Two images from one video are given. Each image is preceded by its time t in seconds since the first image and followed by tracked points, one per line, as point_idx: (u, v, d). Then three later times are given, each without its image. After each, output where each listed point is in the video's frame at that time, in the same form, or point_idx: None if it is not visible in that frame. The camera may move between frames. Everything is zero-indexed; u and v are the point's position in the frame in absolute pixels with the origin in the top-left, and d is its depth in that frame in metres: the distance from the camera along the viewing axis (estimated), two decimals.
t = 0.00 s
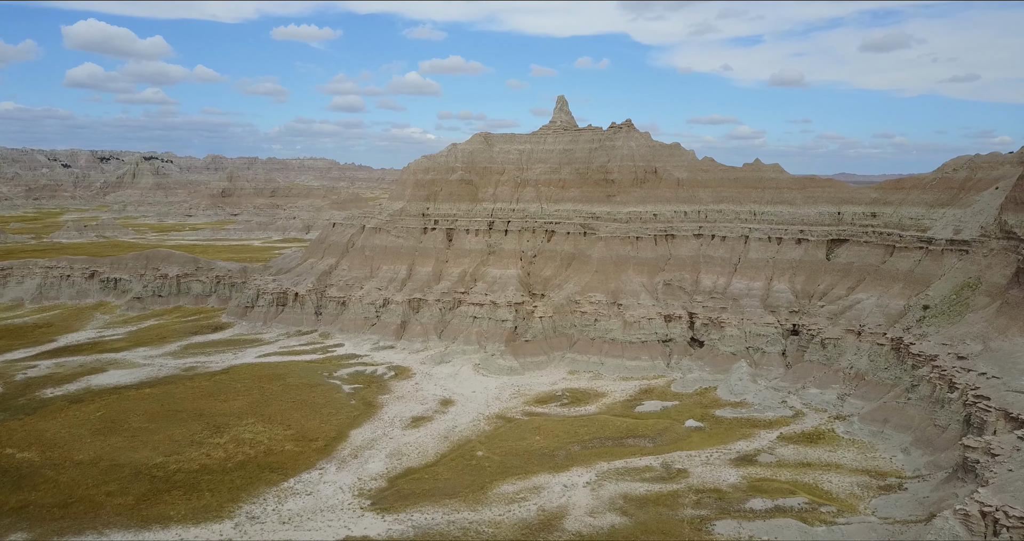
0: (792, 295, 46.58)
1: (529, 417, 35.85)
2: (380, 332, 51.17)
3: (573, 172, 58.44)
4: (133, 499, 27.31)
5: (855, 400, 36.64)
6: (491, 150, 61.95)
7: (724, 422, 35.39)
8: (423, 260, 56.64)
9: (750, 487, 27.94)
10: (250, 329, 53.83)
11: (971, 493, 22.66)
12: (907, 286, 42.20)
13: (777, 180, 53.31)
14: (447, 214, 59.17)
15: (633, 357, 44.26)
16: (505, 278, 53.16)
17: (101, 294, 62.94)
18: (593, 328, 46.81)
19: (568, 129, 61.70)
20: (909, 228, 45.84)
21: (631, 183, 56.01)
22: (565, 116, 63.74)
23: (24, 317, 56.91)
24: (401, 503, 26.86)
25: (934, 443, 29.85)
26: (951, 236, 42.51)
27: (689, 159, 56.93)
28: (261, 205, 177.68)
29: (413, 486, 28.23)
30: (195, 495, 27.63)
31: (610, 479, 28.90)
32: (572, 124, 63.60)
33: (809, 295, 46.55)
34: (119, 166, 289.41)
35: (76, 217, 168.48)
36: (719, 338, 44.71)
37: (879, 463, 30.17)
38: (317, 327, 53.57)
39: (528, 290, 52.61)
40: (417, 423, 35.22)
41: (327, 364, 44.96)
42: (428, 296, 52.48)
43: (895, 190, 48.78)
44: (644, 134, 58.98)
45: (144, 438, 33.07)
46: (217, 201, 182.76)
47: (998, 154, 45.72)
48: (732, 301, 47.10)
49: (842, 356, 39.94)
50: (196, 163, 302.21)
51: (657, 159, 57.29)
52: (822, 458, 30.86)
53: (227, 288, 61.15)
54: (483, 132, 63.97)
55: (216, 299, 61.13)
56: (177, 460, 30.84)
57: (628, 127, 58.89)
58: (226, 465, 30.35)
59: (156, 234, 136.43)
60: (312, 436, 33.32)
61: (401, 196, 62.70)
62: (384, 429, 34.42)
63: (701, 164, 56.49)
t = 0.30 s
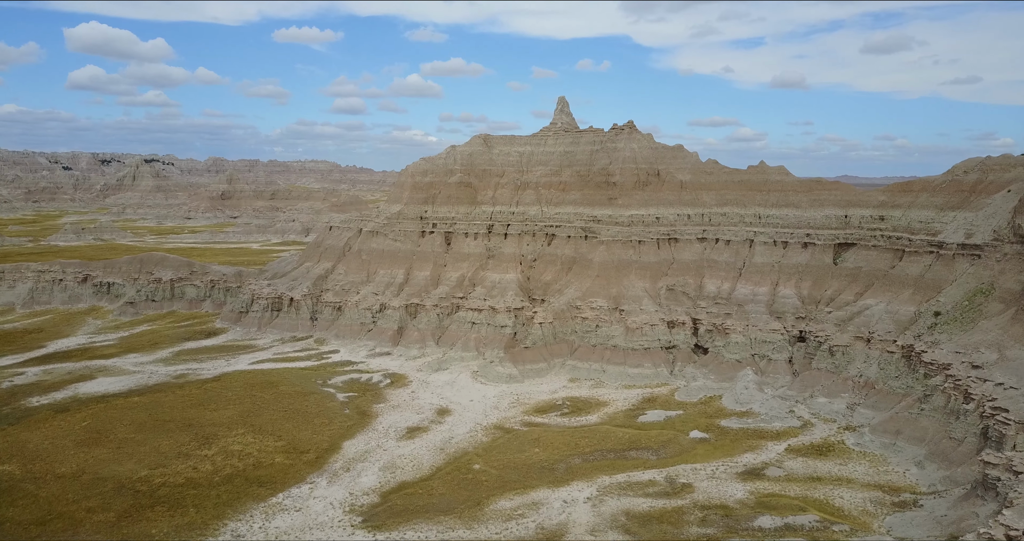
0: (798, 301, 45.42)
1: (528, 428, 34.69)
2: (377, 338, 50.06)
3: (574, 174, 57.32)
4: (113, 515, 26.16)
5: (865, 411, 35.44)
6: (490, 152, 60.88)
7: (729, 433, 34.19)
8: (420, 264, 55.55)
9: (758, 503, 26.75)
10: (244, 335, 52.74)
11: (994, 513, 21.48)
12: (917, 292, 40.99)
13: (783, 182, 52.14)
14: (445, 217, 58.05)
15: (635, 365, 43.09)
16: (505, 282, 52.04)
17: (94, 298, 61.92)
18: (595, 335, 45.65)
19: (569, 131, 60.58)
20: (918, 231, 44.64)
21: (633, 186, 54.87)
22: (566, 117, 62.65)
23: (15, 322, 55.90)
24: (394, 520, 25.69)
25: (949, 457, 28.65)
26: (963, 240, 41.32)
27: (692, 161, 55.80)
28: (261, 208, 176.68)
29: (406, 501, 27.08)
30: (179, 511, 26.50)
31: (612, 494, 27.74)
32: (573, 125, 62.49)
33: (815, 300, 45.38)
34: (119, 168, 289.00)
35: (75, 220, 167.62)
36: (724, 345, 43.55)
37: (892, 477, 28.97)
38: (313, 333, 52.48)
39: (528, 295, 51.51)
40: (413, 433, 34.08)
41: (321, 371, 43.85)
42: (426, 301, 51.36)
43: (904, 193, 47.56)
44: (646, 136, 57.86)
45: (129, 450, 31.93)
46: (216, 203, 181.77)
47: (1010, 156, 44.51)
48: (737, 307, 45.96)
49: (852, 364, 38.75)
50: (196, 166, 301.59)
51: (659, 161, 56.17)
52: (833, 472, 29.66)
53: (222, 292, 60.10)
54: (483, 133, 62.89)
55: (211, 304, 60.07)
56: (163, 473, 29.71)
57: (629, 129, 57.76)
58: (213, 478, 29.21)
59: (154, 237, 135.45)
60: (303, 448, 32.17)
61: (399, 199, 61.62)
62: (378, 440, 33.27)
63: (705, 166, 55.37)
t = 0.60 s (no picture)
0: (805, 306, 44.29)
1: (527, 439, 33.55)
2: (373, 344, 48.95)
3: (574, 176, 56.21)
4: (92, 533, 25.04)
5: (877, 421, 34.23)
6: (489, 154, 59.78)
7: (735, 444, 33.02)
8: (418, 268, 54.45)
9: (767, 520, 25.57)
10: (237, 341, 51.64)
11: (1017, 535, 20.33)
12: (928, 297, 39.80)
13: (788, 184, 51.01)
14: (443, 220, 56.95)
15: (637, 373, 41.91)
16: (504, 287, 50.93)
17: (86, 303, 60.84)
18: (596, 341, 44.53)
19: (569, 132, 59.46)
20: (928, 235, 43.47)
21: (635, 188, 53.72)
22: (566, 118, 61.56)
23: (4, 327, 54.83)
24: (385, 538, 24.54)
25: (966, 471, 27.48)
26: (974, 244, 40.13)
27: (695, 163, 54.69)
28: (260, 210, 175.64)
29: (399, 518, 25.94)
30: (162, 528, 25.39)
31: (614, 510, 26.59)
32: (573, 127, 61.39)
33: (822, 306, 44.25)
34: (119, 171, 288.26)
35: (73, 222, 166.68)
36: (729, 352, 42.38)
37: (906, 492, 27.78)
38: (308, 339, 51.40)
39: (527, 300, 50.43)
40: (407, 444, 32.95)
41: (315, 379, 42.73)
42: (423, 306, 50.25)
43: (912, 195, 46.40)
44: (648, 137, 56.74)
45: (113, 462, 30.80)
46: (215, 206, 180.74)
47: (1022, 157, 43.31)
48: (742, 312, 44.81)
49: (861, 373, 37.57)
50: (197, 168, 300.85)
51: (661, 163, 55.06)
52: (845, 487, 28.47)
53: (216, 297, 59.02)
54: (482, 135, 61.79)
55: (204, 309, 58.99)
56: (147, 487, 28.58)
57: (631, 130, 56.65)
58: (198, 493, 28.08)
59: (151, 240, 134.42)
60: (294, 460, 31.03)
61: (397, 202, 60.54)
62: (371, 452, 32.12)
63: (708, 168, 54.25)
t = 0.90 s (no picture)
0: (812, 313, 42.97)
1: (526, 452, 32.24)
2: (368, 351, 47.69)
3: (575, 179, 54.94)
4: None
5: (889, 434, 32.89)
6: (488, 156, 58.52)
7: (743, 458, 31.66)
8: (415, 273, 53.21)
9: None
10: (230, 348, 50.41)
11: None
12: (941, 305, 38.45)
13: (795, 188, 49.70)
14: (441, 224, 55.70)
15: (640, 382, 40.60)
16: (503, 292, 49.66)
17: (76, 308, 59.67)
18: (597, 349, 43.21)
19: (570, 134, 58.20)
20: (940, 240, 42.14)
21: (637, 191, 52.43)
22: (567, 120, 60.30)
23: None
24: None
25: (987, 490, 26.14)
26: (989, 249, 38.80)
27: (699, 166, 53.40)
28: (260, 213, 174.50)
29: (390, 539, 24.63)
30: None
31: (616, 530, 25.25)
32: (574, 129, 60.13)
33: (831, 313, 42.91)
34: (119, 174, 287.46)
35: (71, 225, 165.72)
36: (734, 361, 41.05)
37: (924, 511, 26.42)
38: (302, 346, 50.16)
39: (527, 306, 49.15)
40: (401, 458, 31.66)
41: (308, 388, 41.47)
42: (420, 312, 48.98)
43: (922, 199, 45.08)
44: (651, 139, 55.47)
45: (93, 478, 29.51)
46: (214, 208, 179.64)
47: None
48: (748, 319, 43.51)
49: (872, 383, 36.23)
50: (197, 170, 300.05)
51: (665, 166, 53.77)
52: (859, 505, 27.11)
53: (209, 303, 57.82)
54: (481, 137, 60.54)
55: (197, 315, 57.78)
56: (127, 505, 27.29)
57: (633, 132, 55.39)
58: (180, 511, 26.78)
59: (149, 243, 133.35)
60: (282, 476, 29.72)
61: (394, 206, 59.30)
62: (363, 467, 30.82)
63: (713, 171, 52.95)
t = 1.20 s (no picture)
0: (819, 319, 41.80)
1: (524, 465, 31.08)
2: (364, 357, 46.56)
3: (575, 182, 53.85)
4: None
5: (901, 446, 31.71)
6: (487, 158, 57.39)
7: (750, 471, 30.49)
8: (412, 277, 52.11)
9: None
10: (223, 354, 49.31)
11: None
12: (953, 310, 37.27)
13: (800, 190, 48.55)
14: (439, 227, 54.58)
15: (642, 390, 39.44)
16: (502, 297, 48.54)
17: (68, 313, 58.61)
18: (598, 356, 42.05)
19: (570, 135, 57.09)
20: (951, 243, 40.94)
21: (639, 194, 51.30)
22: (568, 121, 59.20)
23: None
24: None
25: (1006, 507, 24.96)
26: (1002, 253, 37.60)
27: (702, 168, 52.28)
28: (259, 215, 173.46)
29: None
30: None
31: None
32: (575, 130, 59.02)
33: (838, 319, 41.75)
34: (119, 175, 286.78)
35: (69, 228, 164.83)
36: (739, 368, 39.89)
37: (941, 528, 25.23)
38: (296, 352, 49.06)
39: (526, 312, 48.04)
40: (395, 471, 30.51)
41: (301, 396, 40.35)
42: (416, 317, 47.84)
43: (932, 201, 43.88)
44: (653, 141, 54.35)
45: (75, 492, 28.39)
46: (213, 211, 178.59)
47: None
48: (753, 325, 42.36)
49: (882, 392, 35.05)
50: (197, 172, 299.45)
51: (667, 167, 52.64)
52: (872, 522, 25.92)
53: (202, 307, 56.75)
54: (480, 138, 59.43)
55: (191, 319, 56.71)
56: (108, 521, 26.17)
57: (635, 133, 54.28)
58: (163, 528, 25.66)
59: (146, 246, 132.31)
60: (270, 490, 28.60)
61: (391, 208, 58.19)
62: (355, 480, 29.66)
63: (716, 173, 51.81)
